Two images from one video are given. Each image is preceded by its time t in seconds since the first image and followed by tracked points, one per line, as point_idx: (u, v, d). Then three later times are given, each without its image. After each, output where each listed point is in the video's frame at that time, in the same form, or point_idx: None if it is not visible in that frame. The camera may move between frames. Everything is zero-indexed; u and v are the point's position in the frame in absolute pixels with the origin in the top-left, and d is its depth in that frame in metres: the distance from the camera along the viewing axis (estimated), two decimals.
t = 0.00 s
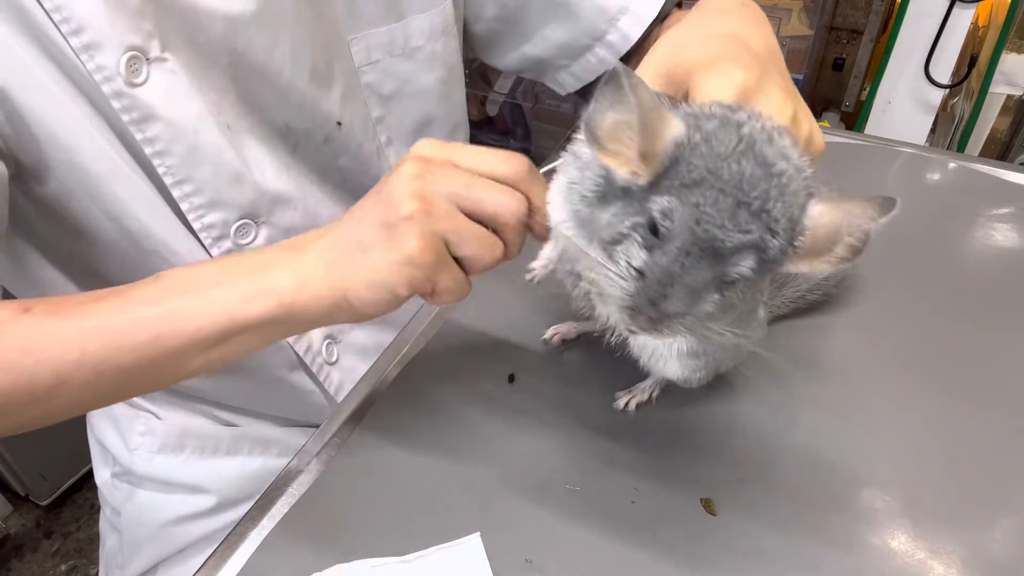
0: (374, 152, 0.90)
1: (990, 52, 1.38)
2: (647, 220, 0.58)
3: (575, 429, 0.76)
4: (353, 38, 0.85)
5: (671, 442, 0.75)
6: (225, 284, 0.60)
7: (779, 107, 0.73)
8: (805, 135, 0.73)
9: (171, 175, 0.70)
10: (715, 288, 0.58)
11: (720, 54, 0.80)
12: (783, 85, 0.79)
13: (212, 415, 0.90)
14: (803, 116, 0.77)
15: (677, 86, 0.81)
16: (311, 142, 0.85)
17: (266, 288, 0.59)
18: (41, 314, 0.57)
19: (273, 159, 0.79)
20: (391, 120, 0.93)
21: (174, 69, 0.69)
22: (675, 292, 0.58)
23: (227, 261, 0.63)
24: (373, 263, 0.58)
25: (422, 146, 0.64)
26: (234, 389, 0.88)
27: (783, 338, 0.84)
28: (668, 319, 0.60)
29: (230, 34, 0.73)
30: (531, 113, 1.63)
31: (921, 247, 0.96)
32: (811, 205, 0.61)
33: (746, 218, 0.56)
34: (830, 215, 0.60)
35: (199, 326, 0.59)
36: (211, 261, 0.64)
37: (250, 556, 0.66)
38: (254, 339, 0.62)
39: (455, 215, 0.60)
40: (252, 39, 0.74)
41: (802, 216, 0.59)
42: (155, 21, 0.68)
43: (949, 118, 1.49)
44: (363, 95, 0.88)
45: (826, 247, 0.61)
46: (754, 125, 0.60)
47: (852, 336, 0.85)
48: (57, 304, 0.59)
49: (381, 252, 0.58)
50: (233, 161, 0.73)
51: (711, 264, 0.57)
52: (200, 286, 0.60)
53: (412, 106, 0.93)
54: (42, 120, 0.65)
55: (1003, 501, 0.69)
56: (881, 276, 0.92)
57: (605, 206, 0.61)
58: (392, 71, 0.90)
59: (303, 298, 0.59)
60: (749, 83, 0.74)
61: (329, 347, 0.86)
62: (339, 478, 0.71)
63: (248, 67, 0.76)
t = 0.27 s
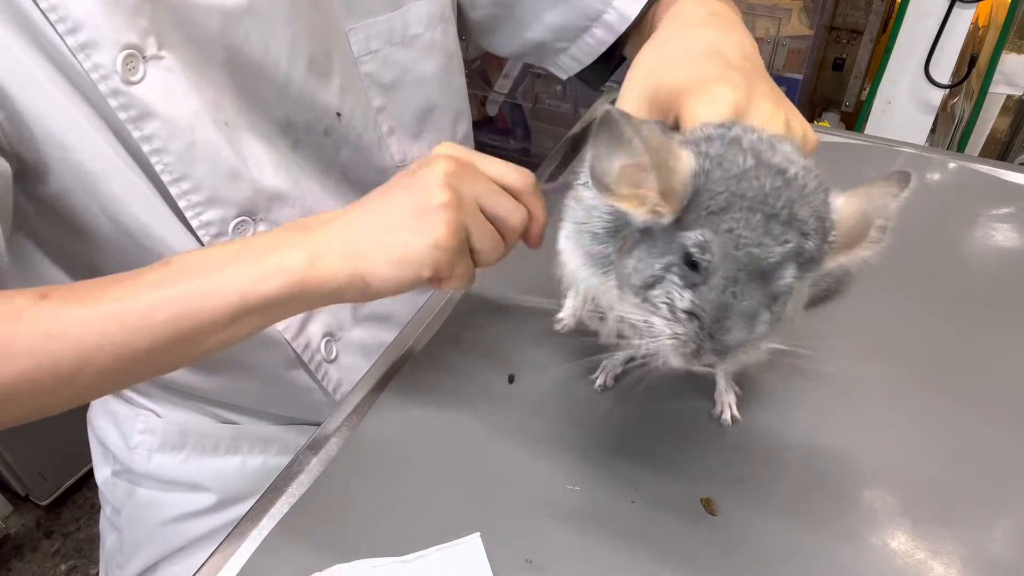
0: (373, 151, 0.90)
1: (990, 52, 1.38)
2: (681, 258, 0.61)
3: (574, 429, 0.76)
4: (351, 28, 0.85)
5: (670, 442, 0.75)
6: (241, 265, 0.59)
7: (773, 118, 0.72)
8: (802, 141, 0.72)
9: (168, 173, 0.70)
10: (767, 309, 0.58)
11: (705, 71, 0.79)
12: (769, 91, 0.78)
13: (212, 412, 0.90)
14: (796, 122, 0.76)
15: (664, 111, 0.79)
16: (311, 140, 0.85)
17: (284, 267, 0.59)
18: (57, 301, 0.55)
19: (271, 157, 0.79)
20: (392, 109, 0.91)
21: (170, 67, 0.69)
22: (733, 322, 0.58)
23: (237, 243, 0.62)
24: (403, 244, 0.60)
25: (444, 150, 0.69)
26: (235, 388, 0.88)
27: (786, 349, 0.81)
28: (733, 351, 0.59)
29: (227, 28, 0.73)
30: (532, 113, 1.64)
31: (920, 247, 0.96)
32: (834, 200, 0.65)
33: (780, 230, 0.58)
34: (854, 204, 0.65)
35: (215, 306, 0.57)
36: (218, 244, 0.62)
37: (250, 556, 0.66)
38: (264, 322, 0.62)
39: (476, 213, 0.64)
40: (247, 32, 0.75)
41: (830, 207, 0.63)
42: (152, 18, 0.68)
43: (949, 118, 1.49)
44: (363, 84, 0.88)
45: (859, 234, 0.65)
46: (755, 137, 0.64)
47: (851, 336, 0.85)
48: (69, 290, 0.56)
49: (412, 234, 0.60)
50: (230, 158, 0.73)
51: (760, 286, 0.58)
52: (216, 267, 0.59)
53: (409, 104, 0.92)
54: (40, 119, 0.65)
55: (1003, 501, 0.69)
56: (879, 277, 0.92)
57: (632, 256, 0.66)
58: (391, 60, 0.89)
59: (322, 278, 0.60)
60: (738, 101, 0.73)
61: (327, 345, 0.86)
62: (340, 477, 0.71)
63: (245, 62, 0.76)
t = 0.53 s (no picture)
0: (370, 150, 0.90)
1: (990, 52, 1.38)
2: (711, 264, 0.58)
3: (575, 430, 0.76)
4: (343, 24, 0.85)
5: (671, 441, 0.75)
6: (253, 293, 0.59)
7: (795, 120, 0.74)
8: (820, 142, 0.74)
9: (163, 171, 0.70)
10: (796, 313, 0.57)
11: (724, 72, 0.79)
12: (786, 91, 0.79)
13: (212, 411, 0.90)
14: (813, 121, 0.77)
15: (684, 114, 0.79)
16: (308, 140, 0.85)
17: (292, 298, 0.58)
18: (64, 317, 0.56)
19: (267, 155, 0.79)
20: (388, 104, 0.90)
21: (163, 64, 0.69)
22: (768, 330, 0.56)
23: (249, 269, 0.62)
24: (404, 278, 0.57)
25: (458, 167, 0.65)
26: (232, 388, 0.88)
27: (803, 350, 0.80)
28: (764, 359, 0.57)
29: (221, 25, 0.73)
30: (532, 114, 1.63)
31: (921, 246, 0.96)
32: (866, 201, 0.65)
33: (815, 236, 0.56)
34: (887, 204, 0.64)
35: (220, 333, 0.58)
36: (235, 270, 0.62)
37: (250, 556, 0.66)
38: (277, 347, 0.61)
39: (487, 238, 0.60)
40: (241, 29, 0.75)
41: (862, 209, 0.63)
42: (144, 15, 0.68)
43: (950, 119, 1.49)
44: (357, 80, 0.87)
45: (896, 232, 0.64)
46: (781, 139, 0.63)
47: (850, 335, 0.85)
48: (78, 307, 0.57)
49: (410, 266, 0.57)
50: (223, 155, 0.73)
51: (794, 294, 0.56)
52: (225, 294, 0.59)
53: (406, 102, 0.91)
54: (35, 119, 0.65)
55: (1003, 501, 0.69)
56: (879, 277, 0.92)
57: (653, 259, 0.62)
58: (384, 56, 0.88)
59: (330, 309, 0.58)
60: (761, 103, 0.73)
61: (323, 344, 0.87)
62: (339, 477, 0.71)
63: (240, 59, 0.76)
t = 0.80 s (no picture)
0: (370, 151, 0.90)
1: (990, 53, 1.38)
2: (728, 266, 0.58)
3: (575, 430, 0.76)
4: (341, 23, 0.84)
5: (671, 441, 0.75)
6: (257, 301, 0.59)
7: (803, 120, 0.74)
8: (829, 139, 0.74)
9: (164, 174, 0.70)
10: (815, 313, 0.57)
11: (729, 74, 0.78)
12: (791, 91, 0.79)
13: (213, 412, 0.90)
14: (819, 121, 0.77)
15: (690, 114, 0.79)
16: (309, 139, 0.85)
17: (296, 305, 0.58)
18: (70, 327, 0.56)
19: (267, 156, 0.79)
20: (389, 102, 0.90)
21: (165, 66, 0.69)
22: (788, 331, 0.57)
23: (253, 275, 0.61)
24: (406, 275, 0.57)
25: (442, 159, 0.63)
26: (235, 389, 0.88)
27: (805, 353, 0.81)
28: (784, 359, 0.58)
29: (221, 25, 0.73)
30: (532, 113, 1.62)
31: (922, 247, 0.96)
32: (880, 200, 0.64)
33: (832, 236, 0.56)
34: (902, 201, 0.64)
35: (228, 339, 0.57)
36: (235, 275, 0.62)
37: (249, 557, 0.66)
38: (280, 353, 0.61)
39: (481, 227, 0.60)
40: (241, 30, 0.75)
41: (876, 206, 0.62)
42: (146, 18, 0.68)
43: (950, 118, 1.49)
44: (356, 79, 0.87)
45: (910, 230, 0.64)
46: (793, 138, 0.62)
47: (850, 336, 0.85)
48: (83, 316, 0.57)
49: (410, 266, 0.57)
50: (225, 157, 0.73)
51: (813, 293, 0.56)
52: (230, 302, 0.59)
53: (406, 101, 0.91)
54: (34, 121, 0.65)
55: (1003, 501, 0.69)
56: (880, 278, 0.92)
57: (670, 261, 0.62)
58: (384, 54, 0.88)
59: (333, 313, 0.59)
60: (770, 103, 0.73)
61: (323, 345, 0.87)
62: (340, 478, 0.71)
63: (241, 60, 0.76)
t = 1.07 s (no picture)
0: (371, 151, 0.90)
1: (990, 53, 1.38)
2: (715, 274, 0.58)
3: (574, 429, 0.76)
4: (342, 23, 0.84)
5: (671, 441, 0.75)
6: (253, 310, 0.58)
7: (802, 127, 0.74)
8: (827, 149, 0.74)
9: (165, 175, 0.70)
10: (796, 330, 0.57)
11: (728, 79, 0.79)
12: (790, 98, 0.79)
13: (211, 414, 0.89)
14: (818, 128, 0.77)
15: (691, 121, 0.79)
16: (309, 140, 0.85)
17: (292, 316, 0.58)
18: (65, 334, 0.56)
19: (268, 157, 0.79)
20: (389, 103, 0.90)
21: (166, 68, 0.69)
22: (764, 348, 0.56)
23: (251, 282, 0.61)
24: (414, 283, 0.57)
25: (445, 171, 0.63)
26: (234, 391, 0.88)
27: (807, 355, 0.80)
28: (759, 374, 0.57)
29: (222, 27, 0.73)
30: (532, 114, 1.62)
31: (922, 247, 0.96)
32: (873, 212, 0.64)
33: (823, 255, 0.55)
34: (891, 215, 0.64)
35: (226, 351, 0.57)
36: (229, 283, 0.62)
37: (250, 556, 0.66)
38: (276, 360, 0.61)
39: (488, 239, 0.60)
40: (242, 31, 0.75)
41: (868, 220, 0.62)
42: (147, 20, 0.68)
43: (950, 118, 1.49)
44: (356, 79, 0.87)
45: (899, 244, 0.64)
46: (794, 153, 0.62)
47: (850, 336, 0.85)
48: (79, 324, 0.57)
49: (420, 274, 0.57)
50: (226, 159, 0.73)
51: (795, 311, 0.56)
52: (226, 310, 0.58)
53: (407, 101, 0.91)
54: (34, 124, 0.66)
55: (1003, 501, 0.69)
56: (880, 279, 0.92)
57: (659, 265, 0.62)
58: (385, 54, 0.88)
59: (333, 322, 0.59)
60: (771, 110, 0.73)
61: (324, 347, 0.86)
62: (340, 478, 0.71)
63: (241, 61, 0.76)
